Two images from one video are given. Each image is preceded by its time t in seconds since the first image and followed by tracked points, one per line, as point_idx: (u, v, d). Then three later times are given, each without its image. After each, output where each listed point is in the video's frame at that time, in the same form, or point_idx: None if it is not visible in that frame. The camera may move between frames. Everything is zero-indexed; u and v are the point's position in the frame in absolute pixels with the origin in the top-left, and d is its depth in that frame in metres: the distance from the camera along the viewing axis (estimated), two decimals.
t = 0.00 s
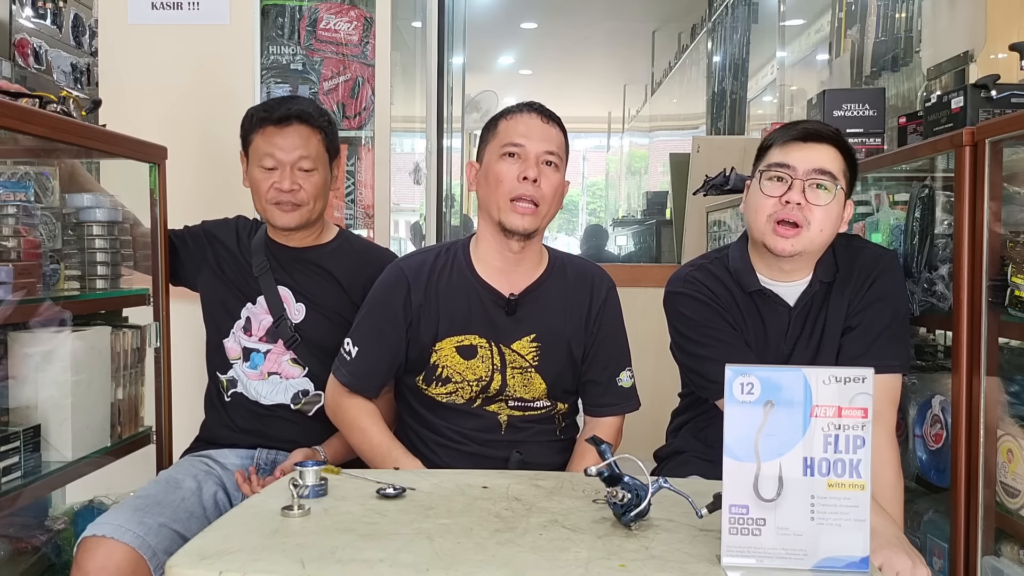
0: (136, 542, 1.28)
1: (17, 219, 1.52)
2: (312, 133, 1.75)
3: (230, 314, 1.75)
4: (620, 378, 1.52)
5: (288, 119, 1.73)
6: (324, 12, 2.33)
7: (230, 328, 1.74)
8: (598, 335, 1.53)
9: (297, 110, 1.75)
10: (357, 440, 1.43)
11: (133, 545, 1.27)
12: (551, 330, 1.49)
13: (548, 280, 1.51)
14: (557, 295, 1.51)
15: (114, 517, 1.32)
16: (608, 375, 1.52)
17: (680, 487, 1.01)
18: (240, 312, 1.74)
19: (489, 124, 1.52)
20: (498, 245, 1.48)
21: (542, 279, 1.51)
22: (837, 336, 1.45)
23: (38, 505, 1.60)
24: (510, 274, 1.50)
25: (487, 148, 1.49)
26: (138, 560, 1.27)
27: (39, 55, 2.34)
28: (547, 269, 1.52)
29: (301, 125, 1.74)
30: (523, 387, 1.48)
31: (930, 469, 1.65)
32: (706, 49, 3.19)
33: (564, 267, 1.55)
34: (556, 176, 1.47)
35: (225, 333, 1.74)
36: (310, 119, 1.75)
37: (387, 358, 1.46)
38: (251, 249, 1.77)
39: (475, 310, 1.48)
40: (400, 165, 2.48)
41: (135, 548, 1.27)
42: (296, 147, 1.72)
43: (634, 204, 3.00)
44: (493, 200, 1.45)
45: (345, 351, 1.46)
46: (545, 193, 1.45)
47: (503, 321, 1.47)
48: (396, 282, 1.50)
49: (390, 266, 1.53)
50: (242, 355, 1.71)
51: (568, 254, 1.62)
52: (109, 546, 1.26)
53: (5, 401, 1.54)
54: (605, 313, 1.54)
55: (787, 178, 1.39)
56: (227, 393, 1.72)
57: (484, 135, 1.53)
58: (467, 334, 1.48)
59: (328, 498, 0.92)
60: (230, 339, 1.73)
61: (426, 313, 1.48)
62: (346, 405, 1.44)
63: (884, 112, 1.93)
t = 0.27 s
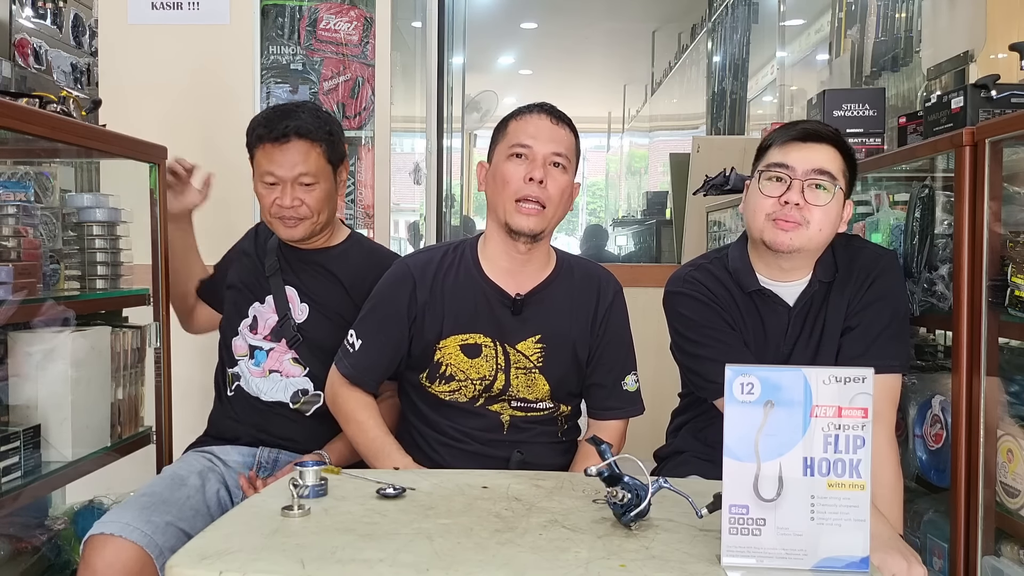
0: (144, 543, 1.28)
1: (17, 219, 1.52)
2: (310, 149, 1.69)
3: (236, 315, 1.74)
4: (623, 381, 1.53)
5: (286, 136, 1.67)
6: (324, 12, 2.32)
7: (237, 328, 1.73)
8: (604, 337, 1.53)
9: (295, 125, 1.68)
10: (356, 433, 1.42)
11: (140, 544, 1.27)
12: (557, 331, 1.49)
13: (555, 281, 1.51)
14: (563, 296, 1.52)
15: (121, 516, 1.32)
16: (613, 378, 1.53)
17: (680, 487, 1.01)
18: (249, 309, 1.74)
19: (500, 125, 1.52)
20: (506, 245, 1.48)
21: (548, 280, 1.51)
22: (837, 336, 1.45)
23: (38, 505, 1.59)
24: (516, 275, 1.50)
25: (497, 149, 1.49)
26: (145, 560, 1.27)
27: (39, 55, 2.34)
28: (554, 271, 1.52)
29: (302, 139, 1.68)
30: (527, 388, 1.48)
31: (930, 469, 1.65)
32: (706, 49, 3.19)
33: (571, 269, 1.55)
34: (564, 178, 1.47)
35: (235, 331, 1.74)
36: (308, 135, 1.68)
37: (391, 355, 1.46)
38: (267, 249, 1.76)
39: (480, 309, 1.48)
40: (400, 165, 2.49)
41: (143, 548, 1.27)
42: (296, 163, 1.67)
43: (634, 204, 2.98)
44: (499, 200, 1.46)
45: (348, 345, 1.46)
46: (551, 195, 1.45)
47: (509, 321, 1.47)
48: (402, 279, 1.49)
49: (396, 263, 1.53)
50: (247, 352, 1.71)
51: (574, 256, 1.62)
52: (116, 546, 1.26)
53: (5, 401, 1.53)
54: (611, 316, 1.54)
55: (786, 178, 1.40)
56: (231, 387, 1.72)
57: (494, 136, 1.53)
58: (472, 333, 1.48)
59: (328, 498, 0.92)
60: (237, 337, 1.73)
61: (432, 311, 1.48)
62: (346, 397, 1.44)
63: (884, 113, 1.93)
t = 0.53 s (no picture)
0: (142, 538, 1.27)
1: (17, 219, 1.51)
2: (326, 139, 1.71)
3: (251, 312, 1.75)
4: (625, 384, 1.53)
5: (302, 127, 1.70)
6: (324, 12, 2.31)
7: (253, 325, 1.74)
8: (606, 339, 1.53)
9: (310, 116, 1.71)
10: (358, 434, 1.42)
11: (139, 540, 1.27)
12: (560, 332, 1.49)
13: (559, 283, 1.51)
14: (567, 298, 1.51)
15: (121, 510, 1.32)
16: (615, 381, 1.53)
17: (680, 487, 1.01)
18: (262, 309, 1.74)
19: (511, 125, 1.51)
20: (512, 246, 1.48)
21: (553, 281, 1.51)
22: (836, 335, 1.45)
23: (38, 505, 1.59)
24: (520, 275, 1.50)
25: (506, 149, 1.49)
26: (142, 555, 1.27)
27: (39, 55, 2.34)
28: (558, 273, 1.52)
29: (318, 131, 1.71)
30: (529, 389, 1.48)
31: (930, 469, 1.65)
32: (706, 49, 3.19)
33: (575, 271, 1.55)
34: (572, 181, 1.47)
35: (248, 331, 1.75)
36: (324, 125, 1.71)
37: (394, 353, 1.46)
38: (280, 252, 1.77)
39: (484, 310, 1.48)
40: (401, 165, 2.53)
41: (140, 544, 1.27)
42: (311, 154, 1.69)
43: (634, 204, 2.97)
44: (506, 202, 1.46)
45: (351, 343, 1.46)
46: (558, 199, 1.45)
47: (513, 322, 1.47)
48: (407, 277, 1.49)
49: (401, 262, 1.53)
50: (260, 351, 1.72)
51: (578, 258, 1.62)
52: (115, 540, 1.26)
53: (5, 400, 1.54)
54: (615, 318, 1.54)
55: (784, 177, 1.40)
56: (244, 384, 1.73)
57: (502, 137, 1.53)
58: (475, 333, 1.48)
59: (328, 498, 0.92)
60: (252, 336, 1.74)
61: (435, 310, 1.48)
62: (349, 396, 1.44)
63: (884, 113, 1.93)
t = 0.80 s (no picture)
0: (143, 554, 1.27)
1: (17, 219, 1.51)
2: (337, 135, 1.71)
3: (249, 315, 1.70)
4: (626, 385, 1.53)
5: (314, 121, 1.70)
6: (324, 11, 2.33)
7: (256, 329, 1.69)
8: (610, 340, 1.53)
9: (323, 112, 1.72)
10: (360, 433, 1.42)
11: (140, 557, 1.27)
12: (564, 333, 1.49)
13: (564, 283, 1.51)
14: (570, 298, 1.51)
15: (120, 527, 1.31)
16: (617, 382, 1.53)
17: (680, 487, 1.01)
18: (263, 311, 1.69)
19: (524, 125, 1.50)
20: (523, 247, 1.48)
21: (557, 282, 1.51)
22: (836, 336, 1.46)
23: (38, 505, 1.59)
24: (526, 275, 1.49)
25: (523, 149, 1.47)
26: (144, 570, 1.27)
27: (39, 55, 2.34)
28: (564, 273, 1.52)
29: (330, 127, 1.71)
30: (532, 390, 1.48)
31: (931, 468, 1.65)
32: (706, 48, 3.20)
33: (579, 272, 1.55)
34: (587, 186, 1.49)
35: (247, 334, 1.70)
36: (336, 122, 1.71)
37: (397, 353, 1.46)
38: (277, 249, 1.72)
39: (489, 310, 1.47)
40: (401, 165, 2.53)
41: (142, 561, 1.26)
42: (322, 149, 1.69)
43: (634, 204, 2.97)
44: (532, 204, 1.45)
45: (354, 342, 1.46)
46: (578, 203, 1.47)
47: (517, 322, 1.47)
48: (411, 277, 1.49)
49: (405, 262, 1.53)
50: (268, 352, 1.68)
51: (582, 258, 1.62)
52: (115, 558, 1.25)
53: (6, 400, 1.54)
54: (618, 319, 1.54)
55: (783, 178, 1.40)
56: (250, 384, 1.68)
57: (513, 138, 1.51)
58: (480, 333, 1.47)
59: (328, 498, 0.92)
60: (255, 336, 1.69)
61: (440, 310, 1.48)
62: (354, 399, 1.44)
63: (884, 113, 1.93)
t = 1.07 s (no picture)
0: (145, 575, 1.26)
1: (17, 219, 1.51)
2: (340, 130, 1.75)
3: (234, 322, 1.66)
4: (624, 382, 1.53)
5: (322, 113, 1.74)
6: (324, 12, 2.33)
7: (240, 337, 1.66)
8: (608, 338, 1.53)
9: (334, 109, 1.77)
10: (353, 429, 1.41)
11: None
12: (563, 332, 1.49)
13: (561, 283, 1.51)
14: (568, 298, 1.51)
15: (120, 546, 1.29)
16: (616, 380, 1.53)
17: (680, 487, 1.01)
18: (250, 318, 1.66)
19: (540, 132, 1.49)
20: (527, 250, 1.48)
21: (555, 281, 1.51)
22: (835, 336, 1.46)
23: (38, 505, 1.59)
24: (525, 276, 1.49)
25: (543, 160, 1.47)
26: None
27: (39, 55, 2.34)
28: (562, 273, 1.52)
29: (336, 122, 1.76)
30: (532, 389, 1.48)
31: (931, 469, 1.65)
32: (706, 49, 3.20)
33: (576, 271, 1.55)
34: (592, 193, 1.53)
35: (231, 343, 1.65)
36: (342, 118, 1.77)
37: (396, 355, 1.45)
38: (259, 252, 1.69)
39: (488, 311, 1.47)
40: (400, 165, 2.51)
41: None
42: (323, 139, 1.72)
43: (634, 204, 2.96)
44: (556, 216, 1.45)
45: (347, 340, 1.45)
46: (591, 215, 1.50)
47: (517, 322, 1.47)
48: (410, 278, 1.49)
49: (403, 263, 1.52)
50: (258, 362, 1.64)
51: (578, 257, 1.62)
52: None
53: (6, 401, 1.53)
54: (616, 318, 1.54)
55: (783, 179, 1.40)
56: (243, 398, 1.64)
57: (529, 146, 1.49)
58: (479, 334, 1.47)
59: (328, 498, 0.92)
60: (243, 345, 1.65)
61: (439, 311, 1.48)
62: (342, 392, 1.43)
63: (884, 113, 1.93)
